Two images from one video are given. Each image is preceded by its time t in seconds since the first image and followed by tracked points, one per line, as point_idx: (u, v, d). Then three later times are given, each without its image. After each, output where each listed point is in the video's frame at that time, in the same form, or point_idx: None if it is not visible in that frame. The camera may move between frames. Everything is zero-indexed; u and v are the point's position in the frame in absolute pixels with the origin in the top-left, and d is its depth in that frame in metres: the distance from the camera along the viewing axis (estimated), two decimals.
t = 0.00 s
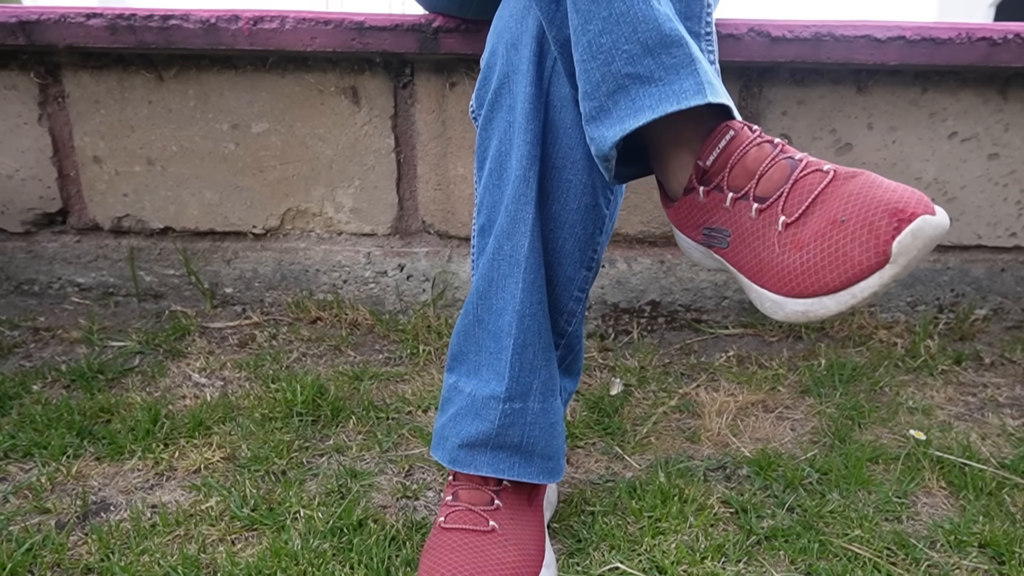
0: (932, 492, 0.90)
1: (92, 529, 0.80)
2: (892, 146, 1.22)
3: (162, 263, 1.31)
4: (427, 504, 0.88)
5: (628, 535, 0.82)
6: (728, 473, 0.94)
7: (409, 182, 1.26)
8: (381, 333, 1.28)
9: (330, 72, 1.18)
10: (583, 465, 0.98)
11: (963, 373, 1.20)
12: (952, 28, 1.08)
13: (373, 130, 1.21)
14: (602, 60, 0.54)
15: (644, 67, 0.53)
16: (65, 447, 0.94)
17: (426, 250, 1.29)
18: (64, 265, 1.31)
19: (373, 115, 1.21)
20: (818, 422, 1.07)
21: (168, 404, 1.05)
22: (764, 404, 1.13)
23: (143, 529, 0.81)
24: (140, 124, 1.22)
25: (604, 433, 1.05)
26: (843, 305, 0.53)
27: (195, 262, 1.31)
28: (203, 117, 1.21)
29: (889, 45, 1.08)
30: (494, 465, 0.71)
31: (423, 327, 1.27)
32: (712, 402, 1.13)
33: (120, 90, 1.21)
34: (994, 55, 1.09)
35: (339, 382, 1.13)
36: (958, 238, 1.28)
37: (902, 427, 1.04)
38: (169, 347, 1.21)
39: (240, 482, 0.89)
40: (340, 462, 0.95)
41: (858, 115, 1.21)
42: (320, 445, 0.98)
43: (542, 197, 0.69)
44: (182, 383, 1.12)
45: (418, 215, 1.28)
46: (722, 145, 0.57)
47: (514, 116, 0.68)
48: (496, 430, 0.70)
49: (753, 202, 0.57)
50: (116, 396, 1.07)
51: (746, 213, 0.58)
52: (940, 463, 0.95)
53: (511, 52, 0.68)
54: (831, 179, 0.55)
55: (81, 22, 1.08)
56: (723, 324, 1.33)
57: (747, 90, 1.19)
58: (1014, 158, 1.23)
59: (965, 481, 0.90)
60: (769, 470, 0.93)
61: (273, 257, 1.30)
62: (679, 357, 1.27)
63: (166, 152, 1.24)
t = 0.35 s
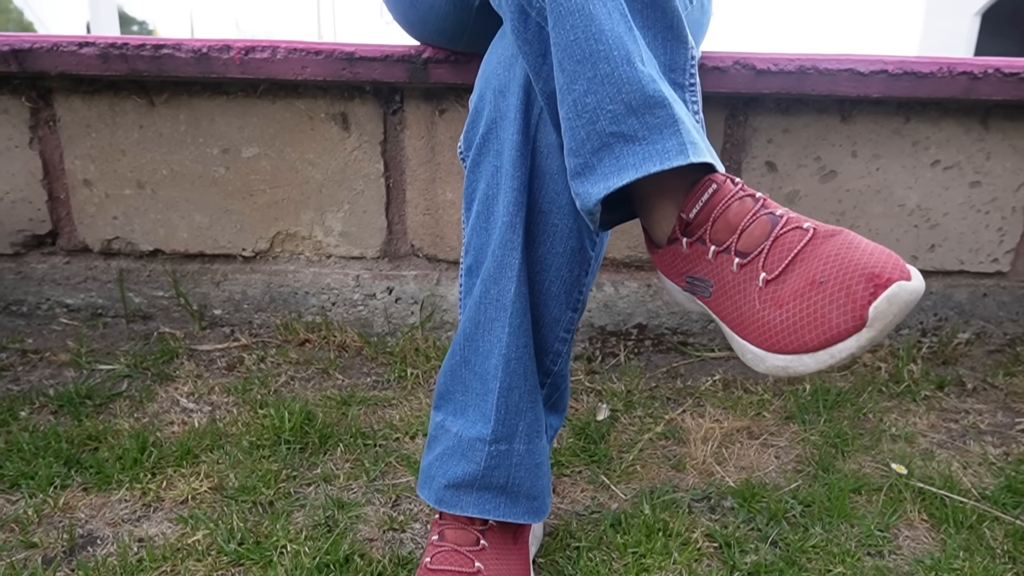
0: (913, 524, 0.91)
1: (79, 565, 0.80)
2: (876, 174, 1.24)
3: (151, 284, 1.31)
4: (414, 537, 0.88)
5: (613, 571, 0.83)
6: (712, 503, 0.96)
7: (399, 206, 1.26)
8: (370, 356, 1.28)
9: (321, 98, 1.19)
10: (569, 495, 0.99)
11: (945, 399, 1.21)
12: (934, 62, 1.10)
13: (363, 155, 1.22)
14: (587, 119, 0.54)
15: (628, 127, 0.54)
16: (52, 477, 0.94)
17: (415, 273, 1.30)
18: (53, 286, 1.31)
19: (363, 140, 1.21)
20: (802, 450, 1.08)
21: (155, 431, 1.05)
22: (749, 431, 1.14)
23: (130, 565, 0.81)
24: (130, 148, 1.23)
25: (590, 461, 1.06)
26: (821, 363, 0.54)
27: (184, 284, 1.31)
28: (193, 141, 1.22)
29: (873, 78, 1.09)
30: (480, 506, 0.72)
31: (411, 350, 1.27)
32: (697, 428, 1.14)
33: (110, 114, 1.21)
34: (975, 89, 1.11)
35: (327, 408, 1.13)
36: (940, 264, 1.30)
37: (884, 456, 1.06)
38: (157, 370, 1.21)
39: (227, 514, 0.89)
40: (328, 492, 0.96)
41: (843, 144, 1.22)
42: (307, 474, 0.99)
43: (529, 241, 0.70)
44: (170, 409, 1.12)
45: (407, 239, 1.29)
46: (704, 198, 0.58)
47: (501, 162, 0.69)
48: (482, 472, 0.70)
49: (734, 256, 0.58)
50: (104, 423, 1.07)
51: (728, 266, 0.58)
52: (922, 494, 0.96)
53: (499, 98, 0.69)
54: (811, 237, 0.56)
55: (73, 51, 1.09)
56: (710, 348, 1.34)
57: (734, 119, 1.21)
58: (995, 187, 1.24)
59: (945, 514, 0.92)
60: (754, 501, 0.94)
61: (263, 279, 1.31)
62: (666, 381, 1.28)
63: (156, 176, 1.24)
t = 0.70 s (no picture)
0: (889, 549, 0.93)
1: None
2: (854, 198, 1.26)
3: (129, 307, 1.30)
4: (396, 568, 0.88)
5: None
6: (693, 529, 0.97)
7: (382, 229, 1.26)
8: (352, 378, 1.28)
9: (303, 121, 1.18)
10: (551, 522, 0.99)
11: (921, 419, 1.23)
12: (907, 92, 1.13)
13: (345, 178, 1.22)
14: (564, 166, 0.55)
15: (605, 174, 0.55)
16: (26, 510, 0.93)
17: (398, 296, 1.30)
18: (28, 309, 1.29)
19: (345, 163, 1.21)
20: (782, 473, 1.09)
21: (133, 460, 1.04)
22: (730, 453, 1.15)
23: None
24: (109, 170, 1.21)
25: (573, 486, 1.06)
26: (793, 410, 0.56)
27: (163, 306, 1.30)
28: (173, 164, 1.21)
29: (849, 107, 1.12)
30: (461, 542, 0.72)
31: (394, 372, 1.27)
32: (679, 451, 1.14)
33: (88, 136, 1.19)
34: (947, 117, 1.15)
35: (309, 433, 1.12)
36: (916, 286, 1.32)
37: (862, 478, 1.07)
38: (135, 396, 1.20)
39: (206, 548, 0.88)
40: (309, 522, 0.95)
41: (821, 169, 1.24)
42: (289, 504, 0.98)
43: (509, 278, 0.71)
44: (148, 436, 1.11)
45: (390, 261, 1.29)
46: (681, 241, 0.59)
47: (481, 199, 0.69)
48: (463, 508, 0.71)
49: (710, 299, 0.59)
50: (80, 452, 1.05)
51: (704, 309, 0.59)
52: (897, 518, 0.97)
53: (480, 136, 0.69)
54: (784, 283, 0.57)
55: (50, 75, 1.08)
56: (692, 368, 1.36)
57: (714, 144, 1.22)
58: (969, 211, 1.27)
59: (920, 539, 0.92)
60: (733, 527, 0.95)
61: (244, 302, 1.30)
62: (648, 403, 1.29)
63: (135, 199, 1.23)
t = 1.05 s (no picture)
0: (854, 567, 0.94)
1: None
2: (819, 218, 1.28)
3: (89, 331, 1.26)
4: None
5: None
6: (664, 552, 0.97)
7: (352, 251, 1.25)
8: (322, 401, 1.26)
9: (270, 142, 1.17)
10: (523, 547, 0.99)
11: (884, 434, 1.25)
12: (869, 117, 1.17)
13: (314, 200, 1.20)
14: (533, 209, 0.55)
15: (573, 217, 0.55)
16: None
17: (369, 317, 1.29)
18: None
19: (314, 185, 1.19)
20: (750, 491, 1.10)
21: (93, 493, 1.01)
22: (700, 471, 1.16)
23: None
24: (67, 192, 1.18)
25: (545, 509, 1.06)
26: (758, 451, 0.57)
27: (125, 330, 1.27)
28: (135, 186, 1.18)
29: (814, 131, 1.16)
30: None
31: (365, 395, 1.26)
32: (651, 470, 1.15)
33: (44, 157, 1.16)
34: (907, 142, 1.18)
35: (278, 460, 1.10)
36: (879, 302, 1.35)
37: (827, 494, 1.08)
38: (96, 425, 1.17)
39: None
40: (277, 554, 0.94)
41: (786, 189, 1.26)
42: (256, 535, 0.96)
43: (480, 312, 0.70)
44: (109, 467, 1.08)
45: (360, 283, 1.28)
46: (649, 280, 0.59)
47: (451, 234, 0.69)
48: (434, 545, 0.70)
49: (677, 338, 0.59)
50: (37, 486, 1.02)
51: (671, 348, 0.60)
52: (862, 535, 0.98)
53: (449, 171, 0.69)
54: (749, 323, 0.58)
55: (2, 95, 1.05)
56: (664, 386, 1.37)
57: (683, 165, 1.24)
58: (928, 230, 1.30)
59: (883, 556, 0.93)
60: (704, 549, 0.96)
61: (210, 325, 1.27)
62: (620, 421, 1.30)
63: (95, 221, 1.20)
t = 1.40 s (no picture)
0: None
1: None
2: (795, 234, 1.30)
3: (67, 349, 1.25)
4: None
5: None
6: (645, 572, 0.98)
7: (331, 268, 1.25)
8: (301, 419, 1.26)
9: (249, 161, 1.16)
10: (504, 567, 0.99)
11: (862, 449, 1.27)
12: (845, 136, 1.19)
13: (293, 219, 1.20)
14: (514, 244, 0.56)
15: (554, 252, 0.56)
16: None
17: (348, 334, 1.28)
18: None
19: (293, 204, 1.19)
20: (730, 509, 1.11)
21: (73, 515, 1.00)
22: (680, 488, 1.16)
23: None
24: (45, 211, 1.17)
25: (525, 528, 1.06)
26: (739, 484, 0.57)
27: (104, 348, 1.25)
28: (114, 205, 1.17)
29: (790, 150, 1.17)
30: None
31: (344, 412, 1.25)
32: (631, 488, 1.16)
33: (23, 177, 1.15)
34: (882, 160, 1.20)
35: (258, 480, 1.10)
36: (855, 316, 1.37)
37: (806, 511, 1.09)
38: (75, 445, 1.15)
39: None
40: None
41: (763, 207, 1.28)
42: (237, 558, 0.96)
43: (460, 339, 0.71)
44: (89, 488, 1.07)
45: (339, 300, 1.27)
46: (629, 311, 0.60)
47: (432, 263, 0.70)
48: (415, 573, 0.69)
49: (658, 369, 0.60)
50: (15, 508, 1.01)
51: (653, 378, 0.61)
52: (841, 554, 1.00)
53: (430, 201, 0.70)
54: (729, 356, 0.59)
55: None
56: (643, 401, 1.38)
57: (661, 183, 1.25)
58: (902, 246, 1.32)
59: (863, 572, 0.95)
60: (684, 569, 0.97)
61: (189, 343, 1.26)
62: (599, 437, 1.30)
63: (74, 240, 1.19)
